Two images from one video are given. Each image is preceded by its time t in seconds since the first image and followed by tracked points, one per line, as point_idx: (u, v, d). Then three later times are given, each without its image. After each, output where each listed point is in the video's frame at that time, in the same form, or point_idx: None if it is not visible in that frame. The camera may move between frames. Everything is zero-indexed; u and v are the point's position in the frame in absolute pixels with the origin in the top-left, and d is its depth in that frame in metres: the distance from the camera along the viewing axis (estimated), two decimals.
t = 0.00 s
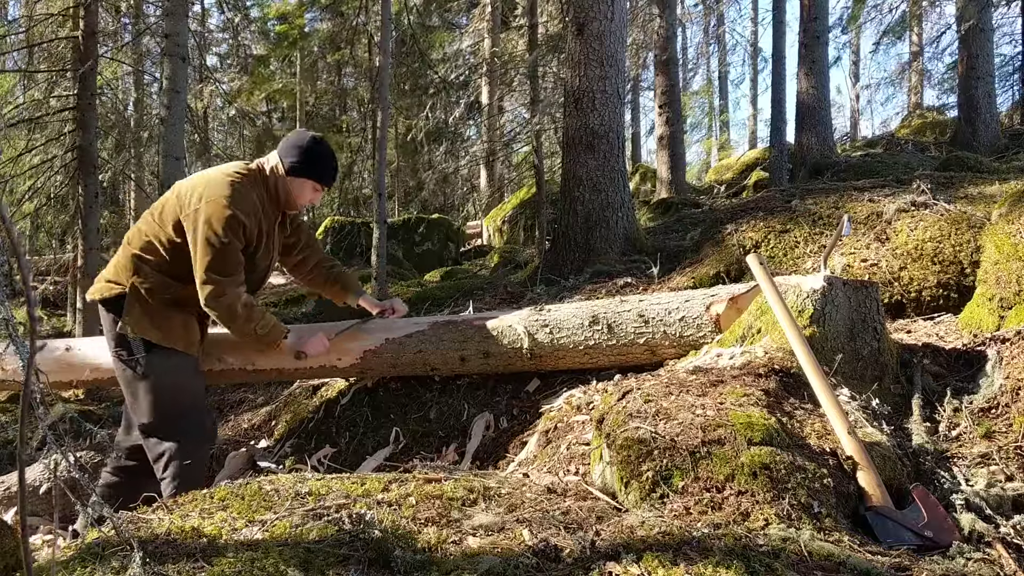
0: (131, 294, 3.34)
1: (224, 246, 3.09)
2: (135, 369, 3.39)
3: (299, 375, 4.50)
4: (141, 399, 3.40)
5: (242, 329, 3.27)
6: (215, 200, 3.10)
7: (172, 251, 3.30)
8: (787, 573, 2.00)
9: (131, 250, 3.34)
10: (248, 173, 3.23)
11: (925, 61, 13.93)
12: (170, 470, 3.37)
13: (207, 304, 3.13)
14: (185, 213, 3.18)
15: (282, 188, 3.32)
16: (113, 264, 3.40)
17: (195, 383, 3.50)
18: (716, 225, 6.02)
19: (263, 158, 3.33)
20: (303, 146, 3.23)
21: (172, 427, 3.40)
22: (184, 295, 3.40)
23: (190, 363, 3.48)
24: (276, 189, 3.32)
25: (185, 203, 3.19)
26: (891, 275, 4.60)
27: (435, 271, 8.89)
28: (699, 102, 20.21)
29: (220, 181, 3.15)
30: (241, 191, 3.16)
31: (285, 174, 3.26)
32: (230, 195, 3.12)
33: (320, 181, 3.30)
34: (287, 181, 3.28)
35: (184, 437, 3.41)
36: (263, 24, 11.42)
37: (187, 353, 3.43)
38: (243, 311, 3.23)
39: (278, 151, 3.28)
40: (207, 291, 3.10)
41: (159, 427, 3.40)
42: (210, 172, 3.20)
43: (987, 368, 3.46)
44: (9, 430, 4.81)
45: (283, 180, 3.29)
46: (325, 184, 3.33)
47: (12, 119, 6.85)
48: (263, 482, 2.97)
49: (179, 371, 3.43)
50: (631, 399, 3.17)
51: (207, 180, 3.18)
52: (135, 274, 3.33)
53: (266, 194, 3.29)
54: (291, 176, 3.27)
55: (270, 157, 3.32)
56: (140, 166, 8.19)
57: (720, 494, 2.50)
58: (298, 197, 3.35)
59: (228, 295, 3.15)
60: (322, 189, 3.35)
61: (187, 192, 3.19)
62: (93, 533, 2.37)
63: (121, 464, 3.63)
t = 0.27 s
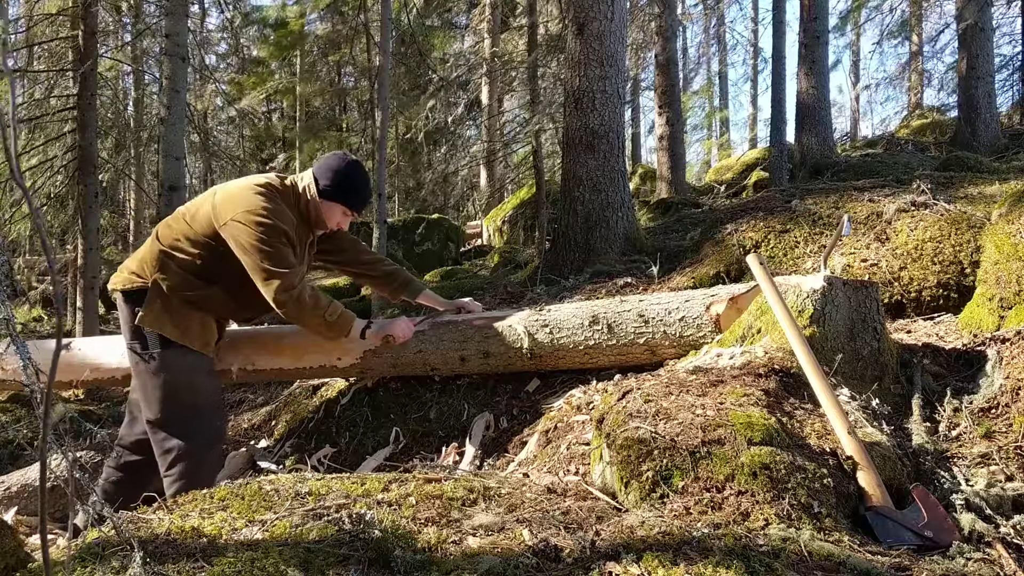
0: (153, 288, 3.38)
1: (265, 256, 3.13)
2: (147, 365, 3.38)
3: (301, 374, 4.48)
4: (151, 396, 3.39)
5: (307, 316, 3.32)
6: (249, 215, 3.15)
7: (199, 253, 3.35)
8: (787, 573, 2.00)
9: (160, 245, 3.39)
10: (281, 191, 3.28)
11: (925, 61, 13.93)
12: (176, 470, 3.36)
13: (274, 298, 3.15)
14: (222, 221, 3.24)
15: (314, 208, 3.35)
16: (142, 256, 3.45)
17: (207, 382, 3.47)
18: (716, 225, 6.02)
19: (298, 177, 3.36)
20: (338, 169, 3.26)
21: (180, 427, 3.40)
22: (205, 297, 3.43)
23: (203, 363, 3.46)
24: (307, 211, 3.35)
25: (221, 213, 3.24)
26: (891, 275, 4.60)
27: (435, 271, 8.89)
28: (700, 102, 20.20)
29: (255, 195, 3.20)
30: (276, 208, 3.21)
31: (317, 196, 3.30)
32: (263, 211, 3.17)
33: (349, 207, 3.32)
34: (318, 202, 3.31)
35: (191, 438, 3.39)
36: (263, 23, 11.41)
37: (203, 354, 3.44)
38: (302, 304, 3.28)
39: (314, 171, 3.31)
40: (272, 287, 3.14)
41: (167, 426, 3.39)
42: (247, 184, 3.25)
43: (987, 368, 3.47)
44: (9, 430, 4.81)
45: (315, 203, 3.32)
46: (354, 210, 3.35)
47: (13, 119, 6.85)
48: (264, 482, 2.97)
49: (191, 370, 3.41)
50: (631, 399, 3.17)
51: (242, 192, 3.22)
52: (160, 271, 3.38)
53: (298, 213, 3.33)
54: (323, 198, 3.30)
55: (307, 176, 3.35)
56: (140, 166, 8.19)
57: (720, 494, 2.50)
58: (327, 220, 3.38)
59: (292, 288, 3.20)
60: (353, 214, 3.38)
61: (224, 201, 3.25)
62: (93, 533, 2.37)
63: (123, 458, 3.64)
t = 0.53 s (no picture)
0: (152, 289, 3.38)
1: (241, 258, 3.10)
2: (150, 365, 3.40)
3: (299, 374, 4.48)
4: (154, 396, 3.41)
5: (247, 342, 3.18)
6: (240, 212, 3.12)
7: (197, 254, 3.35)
8: (787, 573, 2.00)
9: (158, 247, 3.39)
10: (277, 188, 3.26)
11: (925, 61, 13.94)
12: (179, 468, 3.36)
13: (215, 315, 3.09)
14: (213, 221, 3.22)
15: (310, 205, 3.33)
16: (141, 258, 3.46)
17: (210, 382, 3.48)
18: (716, 225, 6.02)
19: (294, 174, 3.35)
20: (335, 165, 3.25)
21: (183, 427, 3.40)
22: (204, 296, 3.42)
23: (206, 363, 3.46)
24: (303, 207, 3.33)
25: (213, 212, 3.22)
26: (891, 275, 4.60)
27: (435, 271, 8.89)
28: (700, 102, 20.20)
29: (250, 192, 3.19)
30: (269, 206, 3.19)
31: (314, 192, 3.28)
32: (256, 208, 3.15)
33: (347, 203, 3.31)
34: (314, 199, 3.29)
35: (195, 438, 3.39)
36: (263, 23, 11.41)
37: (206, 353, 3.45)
38: (250, 324, 3.17)
39: (311, 168, 3.30)
40: (216, 301, 3.09)
41: (170, 425, 3.41)
42: (242, 182, 3.24)
43: (987, 368, 3.47)
44: (9, 430, 4.81)
45: (312, 199, 3.30)
46: (351, 206, 3.34)
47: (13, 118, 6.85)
48: (264, 482, 2.97)
49: (194, 370, 3.42)
50: (631, 398, 3.17)
51: (236, 189, 3.21)
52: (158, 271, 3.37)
53: (293, 210, 3.30)
54: (318, 195, 3.28)
55: (303, 173, 3.34)
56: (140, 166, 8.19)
57: (720, 494, 2.50)
58: (324, 216, 3.37)
59: (235, 305, 3.13)
60: (350, 210, 3.35)
61: (216, 199, 3.23)
62: (93, 533, 2.37)
63: (125, 458, 3.66)
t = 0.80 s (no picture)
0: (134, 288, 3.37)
1: (202, 248, 3.10)
2: (133, 365, 3.41)
3: (296, 374, 4.45)
4: (139, 396, 3.41)
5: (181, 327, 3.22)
6: (217, 203, 3.13)
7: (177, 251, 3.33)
8: (787, 573, 2.00)
9: (140, 246, 3.38)
10: (260, 180, 3.26)
11: (925, 60, 13.94)
12: (166, 467, 3.36)
13: (155, 293, 3.14)
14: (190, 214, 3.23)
15: (294, 201, 3.32)
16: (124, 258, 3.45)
17: (194, 379, 3.49)
18: (716, 225, 6.02)
19: (278, 168, 3.34)
20: (319, 159, 3.25)
21: (168, 425, 3.39)
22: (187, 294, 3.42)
23: (189, 361, 3.47)
24: (285, 201, 3.32)
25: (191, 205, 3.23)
26: (891, 275, 4.60)
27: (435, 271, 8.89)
28: (700, 102, 20.19)
29: (230, 185, 3.19)
30: (246, 199, 3.19)
31: (296, 185, 3.27)
32: (234, 200, 3.15)
33: (332, 196, 3.29)
34: (297, 192, 3.27)
35: (181, 435, 3.39)
36: (263, 23, 11.41)
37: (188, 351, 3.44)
38: (189, 311, 3.19)
39: (295, 163, 3.29)
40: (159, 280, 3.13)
41: (156, 425, 3.40)
42: (223, 174, 3.25)
43: (987, 368, 3.47)
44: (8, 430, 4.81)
45: (294, 193, 3.29)
46: (337, 200, 3.33)
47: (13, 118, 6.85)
48: (263, 482, 2.97)
49: (178, 368, 3.43)
50: (631, 398, 3.17)
51: (217, 183, 3.21)
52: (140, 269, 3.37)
53: (274, 204, 3.30)
54: (302, 190, 3.27)
55: (287, 168, 3.32)
56: (140, 166, 8.19)
57: (720, 494, 2.50)
58: (308, 212, 3.35)
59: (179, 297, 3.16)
60: (335, 205, 3.35)
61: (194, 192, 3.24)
62: (92, 533, 2.38)
63: (116, 460, 3.64)
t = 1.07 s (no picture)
0: (145, 288, 3.38)
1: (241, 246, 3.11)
2: (143, 366, 3.40)
3: (301, 374, 4.46)
4: (148, 396, 3.41)
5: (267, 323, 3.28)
6: (231, 201, 3.13)
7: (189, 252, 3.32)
8: (787, 573, 2.00)
9: (151, 246, 3.38)
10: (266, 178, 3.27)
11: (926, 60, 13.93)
12: (173, 468, 3.36)
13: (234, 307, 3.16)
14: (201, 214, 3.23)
15: (302, 198, 3.32)
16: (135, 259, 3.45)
17: (204, 381, 3.49)
18: (716, 225, 6.02)
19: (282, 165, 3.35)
20: (325, 154, 3.24)
21: (178, 426, 3.41)
22: (197, 295, 3.42)
23: (200, 363, 3.48)
24: (292, 198, 3.33)
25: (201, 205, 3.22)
26: (891, 275, 4.60)
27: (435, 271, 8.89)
28: (700, 102, 20.20)
29: (239, 184, 3.20)
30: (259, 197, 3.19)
31: (304, 182, 3.27)
32: (244, 198, 3.15)
33: (340, 192, 3.29)
34: (304, 189, 3.29)
35: (189, 437, 3.40)
36: (263, 23, 11.40)
37: (197, 352, 3.45)
38: (267, 306, 3.24)
39: (303, 160, 3.28)
40: (230, 288, 3.12)
41: (164, 426, 3.41)
42: (231, 174, 3.24)
43: (987, 368, 3.47)
44: (8, 430, 4.81)
45: (302, 190, 3.30)
46: (344, 195, 3.31)
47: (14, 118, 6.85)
48: (264, 482, 2.97)
49: (188, 370, 3.43)
50: (631, 398, 3.17)
51: (225, 184, 3.20)
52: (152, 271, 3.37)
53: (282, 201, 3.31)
54: (310, 187, 3.27)
55: (294, 165, 3.32)
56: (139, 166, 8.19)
57: (720, 494, 2.50)
58: (317, 208, 3.35)
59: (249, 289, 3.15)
60: (343, 199, 3.34)
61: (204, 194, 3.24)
62: (93, 533, 2.38)
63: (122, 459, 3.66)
